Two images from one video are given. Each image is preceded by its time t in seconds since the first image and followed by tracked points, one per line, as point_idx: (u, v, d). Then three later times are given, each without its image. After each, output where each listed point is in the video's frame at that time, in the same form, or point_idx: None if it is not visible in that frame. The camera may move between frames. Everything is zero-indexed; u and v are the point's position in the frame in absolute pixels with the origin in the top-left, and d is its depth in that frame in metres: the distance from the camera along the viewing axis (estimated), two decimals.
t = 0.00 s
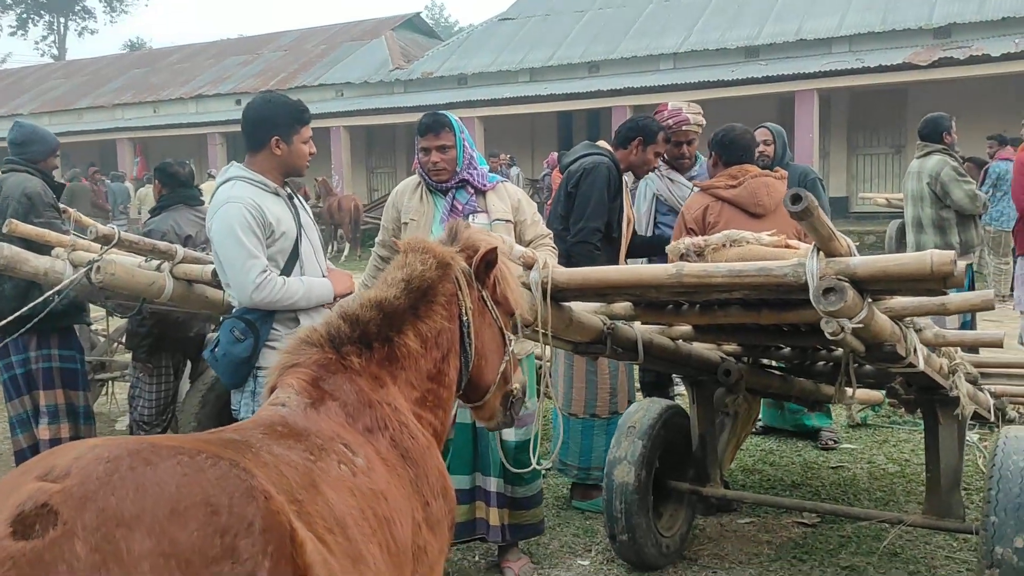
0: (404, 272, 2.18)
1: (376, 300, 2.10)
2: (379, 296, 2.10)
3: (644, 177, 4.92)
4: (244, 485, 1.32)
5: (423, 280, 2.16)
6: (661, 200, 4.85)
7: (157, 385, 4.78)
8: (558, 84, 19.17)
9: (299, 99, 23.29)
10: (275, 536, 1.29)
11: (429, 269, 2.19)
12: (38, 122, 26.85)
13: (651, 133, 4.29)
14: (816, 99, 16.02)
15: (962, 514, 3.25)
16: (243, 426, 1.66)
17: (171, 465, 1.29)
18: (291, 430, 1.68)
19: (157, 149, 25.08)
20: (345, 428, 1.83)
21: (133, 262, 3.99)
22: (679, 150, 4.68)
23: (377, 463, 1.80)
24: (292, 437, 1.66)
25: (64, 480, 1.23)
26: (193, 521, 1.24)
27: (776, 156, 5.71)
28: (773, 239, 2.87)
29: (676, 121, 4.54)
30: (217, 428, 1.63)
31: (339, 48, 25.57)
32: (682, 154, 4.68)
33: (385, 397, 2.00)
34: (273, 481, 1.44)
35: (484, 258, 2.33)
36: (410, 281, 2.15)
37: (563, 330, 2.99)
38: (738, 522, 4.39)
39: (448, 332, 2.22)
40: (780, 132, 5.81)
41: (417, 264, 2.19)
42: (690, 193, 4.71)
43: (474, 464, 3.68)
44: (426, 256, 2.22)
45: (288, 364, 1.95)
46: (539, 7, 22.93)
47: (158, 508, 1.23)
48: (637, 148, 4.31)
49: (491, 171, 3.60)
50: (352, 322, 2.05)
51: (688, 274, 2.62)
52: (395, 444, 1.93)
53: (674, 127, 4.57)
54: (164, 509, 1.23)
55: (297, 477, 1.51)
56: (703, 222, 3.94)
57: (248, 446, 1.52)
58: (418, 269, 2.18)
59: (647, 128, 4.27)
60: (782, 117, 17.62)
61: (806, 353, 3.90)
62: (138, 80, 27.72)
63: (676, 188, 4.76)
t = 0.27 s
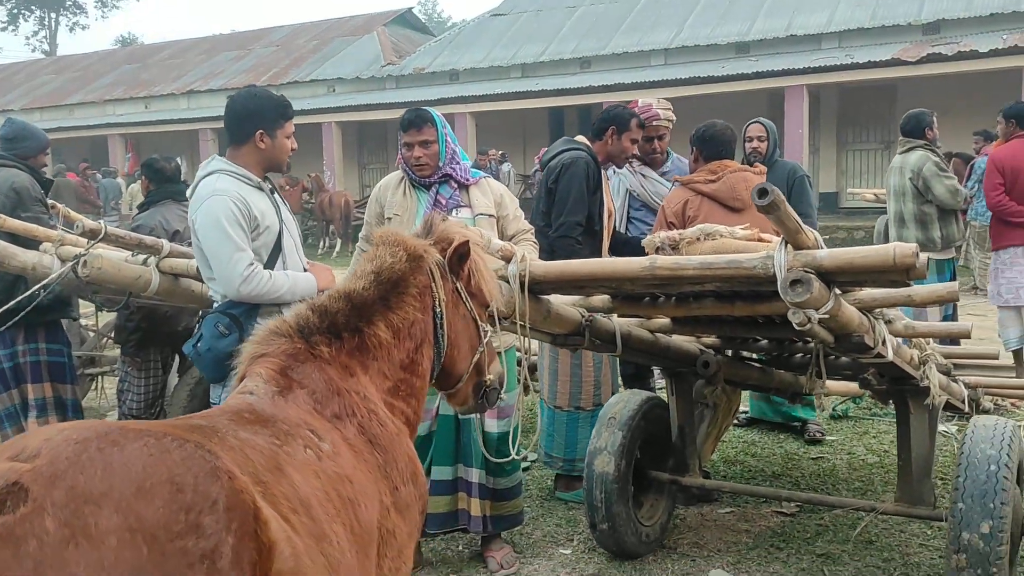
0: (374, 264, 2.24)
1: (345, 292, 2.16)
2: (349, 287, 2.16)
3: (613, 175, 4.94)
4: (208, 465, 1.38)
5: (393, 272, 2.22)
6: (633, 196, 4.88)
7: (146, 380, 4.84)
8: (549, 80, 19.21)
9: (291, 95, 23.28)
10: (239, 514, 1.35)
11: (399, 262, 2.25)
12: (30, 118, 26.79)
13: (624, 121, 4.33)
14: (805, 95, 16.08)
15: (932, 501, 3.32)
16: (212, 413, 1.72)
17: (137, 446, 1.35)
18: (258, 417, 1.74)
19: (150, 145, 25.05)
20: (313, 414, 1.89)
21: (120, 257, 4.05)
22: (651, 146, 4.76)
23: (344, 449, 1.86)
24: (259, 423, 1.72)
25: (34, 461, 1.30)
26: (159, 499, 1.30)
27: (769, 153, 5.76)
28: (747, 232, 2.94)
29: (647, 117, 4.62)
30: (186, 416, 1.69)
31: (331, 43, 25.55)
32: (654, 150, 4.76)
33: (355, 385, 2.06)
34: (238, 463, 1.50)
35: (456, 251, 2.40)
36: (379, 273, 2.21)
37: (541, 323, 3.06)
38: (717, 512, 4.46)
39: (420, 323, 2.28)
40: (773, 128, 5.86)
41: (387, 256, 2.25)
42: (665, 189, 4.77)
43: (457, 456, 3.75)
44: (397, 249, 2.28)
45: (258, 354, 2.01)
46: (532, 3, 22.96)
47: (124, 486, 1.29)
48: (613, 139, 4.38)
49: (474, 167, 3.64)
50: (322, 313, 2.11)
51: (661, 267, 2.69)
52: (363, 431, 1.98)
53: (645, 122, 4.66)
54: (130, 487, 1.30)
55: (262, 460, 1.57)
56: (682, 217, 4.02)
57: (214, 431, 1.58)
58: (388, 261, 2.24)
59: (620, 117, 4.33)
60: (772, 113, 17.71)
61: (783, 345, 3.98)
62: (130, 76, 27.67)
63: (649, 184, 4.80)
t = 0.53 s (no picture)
0: (333, 260, 2.32)
1: (302, 286, 2.23)
2: (306, 282, 2.24)
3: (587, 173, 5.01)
4: (153, 450, 1.47)
5: (352, 268, 2.30)
6: (604, 195, 4.93)
7: (132, 376, 4.92)
8: (544, 79, 19.26)
9: (287, 94, 23.33)
10: (182, 497, 1.44)
11: (357, 258, 2.33)
12: (26, 118, 26.81)
13: (594, 117, 4.45)
14: (797, 94, 16.14)
15: (895, 492, 3.39)
16: (166, 403, 1.79)
17: (84, 431, 1.43)
18: (210, 406, 1.82)
19: (146, 144, 25.09)
20: (267, 404, 1.96)
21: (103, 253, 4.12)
22: (623, 145, 4.83)
23: (296, 437, 1.93)
24: (211, 412, 1.79)
25: None
26: (103, 480, 1.38)
27: (761, 153, 5.78)
28: (711, 230, 3.01)
29: (622, 115, 4.70)
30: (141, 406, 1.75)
31: (327, 42, 25.61)
32: (626, 149, 4.83)
33: (312, 376, 2.13)
34: (184, 449, 1.57)
35: (417, 246, 2.48)
36: (337, 269, 2.29)
37: (511, 318, 3.14)
38: (692, 505, 4.54)
39: (382, 316, 2.36)
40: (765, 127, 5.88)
41: (346, 252, 2.33)
42: (636, 189, 4.86)
43: (432, 449, 3.82)
44: (357, 245, 2.36)
45: (216, 346, 2.07)
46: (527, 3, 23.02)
47: (70, 466, 1.36)
48: (585, 136, 4.50)
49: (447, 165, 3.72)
50: (279, 307, 2.18)
51: (623, 263, 2.76)
52: (317, 420, 2.05)
53: (619, 121, 4.73)
54: (76, 468, 1.37)
55: (210, 446, 1.65)
56: (656, 213, 4.07)
57: (163, 419, 1.65)
58: (346, 257, 2.32)
59: (589, 114, 4.45)
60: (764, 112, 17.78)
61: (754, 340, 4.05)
62: (126, 75, 27.71)
63: (620, 183, 4.88)
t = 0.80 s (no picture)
0: (318, 254, 2.38)
1: (287, 279, 2.29)
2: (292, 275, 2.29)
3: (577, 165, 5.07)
4: (132, 436, 1.53)
5: (335, 262, 2.36)
6: (591, 188, 4.99)
7: (132, 367, 5.01)
8: (548, 72, 19.26)
9: (292, 87, 23.40)
10: (160, 480, 1.50)
11: (342, 252, 2.39)
12: (34, 112, 26.95)
13: (584, 111, 4.53)
14: (801, 87, 16.08)
15: (877, 480, 3.44)
16: (150, 392, 1.85)
17: (63, 418, 1.48)
18: (193, 395, 1.87)
19: (153, 138, 25.20)
20: (250, 393, 2.01)
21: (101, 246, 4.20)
22: (612, 138, 4.84)
23: (278, 425, 1.99)
24: (193, 401, 1.85)
25: None
26: (82, 464, 1.44)
27: (771, 145, 5.79)
28: (692, 223, 3.07)
29: (613, 109, 4.73)
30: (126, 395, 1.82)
31: (332, 36, 25.65)
32: (615, 143, 4.87)
33: (296, 366, 2.19)
34: (163, 437, 1.63)
35: (404, 240, 2.54)
36: (321, 263, 2.35)
37: (498, 309, 3.21)
38: (683, 494, 4.60)
39: (367, 309, 2.42)
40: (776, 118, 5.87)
41: (331, 247, 2.39)
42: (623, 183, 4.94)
43: (422, 438, 3.89)
44: (342, 239, 2.42)
45: (201, 337, 2.12)
46: None
47: (50, 451, 1.42)
48: (575, 129, 4.58)
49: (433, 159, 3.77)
50: (265, 299, 2.24)
51: (604, 255, 2.82)
52: (299, 410, 2.11)
53: (610, 115, 4.76)
54: (55, 453, 1.43)
55: (189, 433, 1.71)
56: (645, 206, 4.12)
57: (144, 408, 1.71)
58: (331, 251, 2.37)
59: (580, 107, 4.53)
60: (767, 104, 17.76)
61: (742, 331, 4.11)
62: (133, 69, 27.81)
63: (608, 177, 4.95)
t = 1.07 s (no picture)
0: (360, 245, 2.46)
1: (330, 270, 2.37)
2: (334, 267, 2.37)
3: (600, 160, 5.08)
4: (180, 419, 1.61)
5: (376, 255, 2.43)
6: (615, 183, 5.01)
7: (171, 359, 5.18)
8: (581, 68, 19.25)
9: (327, 84, 23.66)
10: (206, 461, 1.58)
11: (384, 245, 2.46)
12: (77, 109, 27.56)
13: (617, 106, 4.58)
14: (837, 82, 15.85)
15: (906, 475, 3.45)
16: (199, 375, 1.94)
17: (118, 399, 1.57)
18: (240, 380, 1.96)
19: (191, 135, 25.63)
20: (294, 380, 2.09)
21: (142, 241, 4.34)
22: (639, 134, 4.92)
23: (320, 411, 2.07)
24: (240, 386, 1.94)
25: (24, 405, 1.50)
26: (134, 444, 1.52)
27: (817, 142, 5.78)
28: (718, 219, 3.10)
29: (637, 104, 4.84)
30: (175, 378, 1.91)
31: (367, 33, 25.88)
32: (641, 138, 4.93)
33: (338, 355, 2.27)
34: (211, 419, 1.72)
35: (442, 233, 2.61)
36: (363, 255, 2.43)
37: (527, 303, 3.27)
38: (713, 488, 4.63)
39: (406, 300, 2.50)
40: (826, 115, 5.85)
41: (372, 239, 2.47)
42: (648, 179, 5.00)
43: (453, 430, 3.97)
44: (382, 232, 2.50)
45: (247, 325, 2.21)
46: None
47: (104, 431, 1.51)
48: (609, 125, 4.63)
49: (465, 156, 3.84)
50: (309, 290, 2.32)
51: (629, 250, 2.87)
52: (341, 397, 2.18)
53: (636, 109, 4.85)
54: (109, 433, 1.51)
55: (235, 417, 1.79)
56: (674, 202, 4.14)
57: (194, 391, 1.79)
58: (373, 244, 2.45)
59: (612, 103, 4.57)
60: (803, 99, 17.58)
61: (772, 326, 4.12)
62: (172, 66, 28.30)
63: (633, 173, 5.00)
